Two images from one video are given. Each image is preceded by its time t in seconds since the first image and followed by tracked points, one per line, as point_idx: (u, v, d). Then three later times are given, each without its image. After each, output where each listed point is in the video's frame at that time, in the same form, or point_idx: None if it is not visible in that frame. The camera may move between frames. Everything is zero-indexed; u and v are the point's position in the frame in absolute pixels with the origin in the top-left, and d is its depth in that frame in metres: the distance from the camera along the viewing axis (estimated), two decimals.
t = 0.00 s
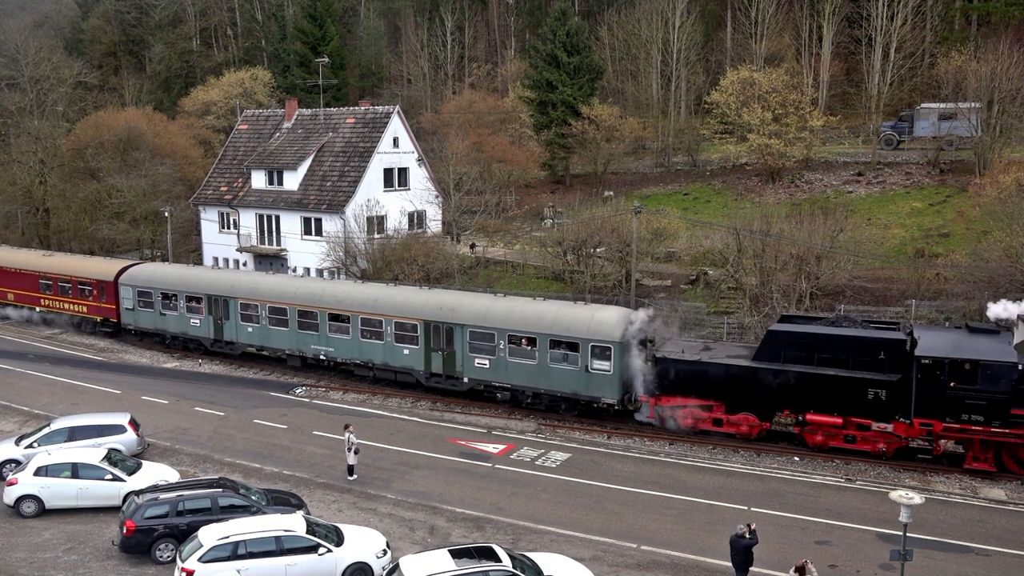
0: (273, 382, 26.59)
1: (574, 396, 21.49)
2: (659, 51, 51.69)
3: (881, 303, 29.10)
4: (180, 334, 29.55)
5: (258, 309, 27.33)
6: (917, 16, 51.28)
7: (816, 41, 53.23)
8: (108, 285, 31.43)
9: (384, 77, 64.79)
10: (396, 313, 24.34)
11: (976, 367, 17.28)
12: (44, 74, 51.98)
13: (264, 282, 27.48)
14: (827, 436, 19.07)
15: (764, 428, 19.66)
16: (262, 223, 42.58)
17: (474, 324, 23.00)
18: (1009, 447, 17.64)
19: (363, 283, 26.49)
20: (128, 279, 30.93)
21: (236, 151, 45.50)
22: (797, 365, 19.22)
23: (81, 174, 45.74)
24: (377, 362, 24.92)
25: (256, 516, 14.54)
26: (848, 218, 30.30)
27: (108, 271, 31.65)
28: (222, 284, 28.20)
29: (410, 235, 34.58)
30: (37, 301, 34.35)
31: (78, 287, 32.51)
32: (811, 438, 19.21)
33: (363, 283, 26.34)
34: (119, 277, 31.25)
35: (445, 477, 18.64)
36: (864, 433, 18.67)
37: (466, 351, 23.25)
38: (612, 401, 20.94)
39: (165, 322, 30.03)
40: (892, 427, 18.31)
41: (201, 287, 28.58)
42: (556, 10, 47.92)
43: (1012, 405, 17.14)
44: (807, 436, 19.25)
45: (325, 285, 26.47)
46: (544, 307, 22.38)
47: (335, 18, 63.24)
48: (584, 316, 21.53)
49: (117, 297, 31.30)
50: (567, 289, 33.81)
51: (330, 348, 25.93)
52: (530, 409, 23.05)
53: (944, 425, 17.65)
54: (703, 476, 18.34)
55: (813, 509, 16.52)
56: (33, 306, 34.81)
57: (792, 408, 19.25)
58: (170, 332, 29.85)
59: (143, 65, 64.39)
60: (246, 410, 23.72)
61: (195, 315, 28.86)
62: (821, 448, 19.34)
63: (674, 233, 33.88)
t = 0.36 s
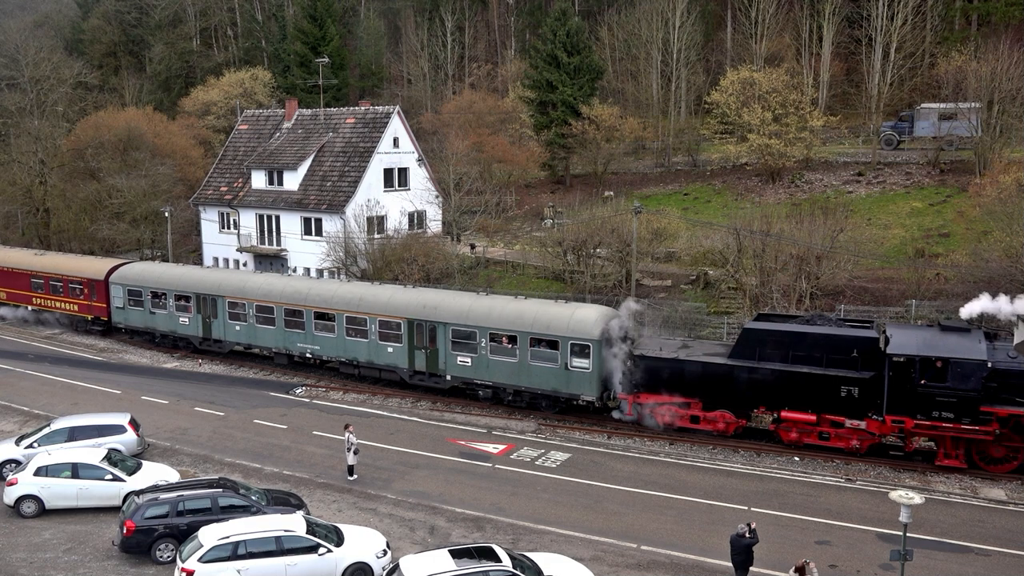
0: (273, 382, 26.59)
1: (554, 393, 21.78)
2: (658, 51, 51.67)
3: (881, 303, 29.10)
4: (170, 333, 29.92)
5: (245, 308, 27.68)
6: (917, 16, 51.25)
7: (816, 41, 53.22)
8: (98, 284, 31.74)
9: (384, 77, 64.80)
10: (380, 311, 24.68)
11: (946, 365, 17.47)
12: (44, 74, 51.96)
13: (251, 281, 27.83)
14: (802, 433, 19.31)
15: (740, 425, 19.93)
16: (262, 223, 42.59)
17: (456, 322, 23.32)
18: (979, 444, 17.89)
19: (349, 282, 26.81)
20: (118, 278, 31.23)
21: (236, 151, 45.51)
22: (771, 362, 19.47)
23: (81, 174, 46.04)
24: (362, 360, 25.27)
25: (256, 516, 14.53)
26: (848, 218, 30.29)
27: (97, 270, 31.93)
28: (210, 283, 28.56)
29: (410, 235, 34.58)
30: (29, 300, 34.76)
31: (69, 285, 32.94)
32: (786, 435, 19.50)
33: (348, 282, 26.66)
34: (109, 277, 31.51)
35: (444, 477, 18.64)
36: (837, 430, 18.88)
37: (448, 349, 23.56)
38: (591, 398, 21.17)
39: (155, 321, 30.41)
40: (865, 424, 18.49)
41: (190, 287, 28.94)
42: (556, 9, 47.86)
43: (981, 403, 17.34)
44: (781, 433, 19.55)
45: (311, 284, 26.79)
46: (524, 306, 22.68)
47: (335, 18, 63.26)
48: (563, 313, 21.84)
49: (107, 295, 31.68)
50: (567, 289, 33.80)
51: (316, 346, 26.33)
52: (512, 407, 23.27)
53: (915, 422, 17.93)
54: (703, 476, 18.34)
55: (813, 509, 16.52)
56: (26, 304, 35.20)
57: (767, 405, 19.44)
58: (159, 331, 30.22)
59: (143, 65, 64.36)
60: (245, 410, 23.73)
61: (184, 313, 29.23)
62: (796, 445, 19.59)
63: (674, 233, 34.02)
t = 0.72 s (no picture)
0: (273, 382, 26.59)
1: (534, 390, 22.14)
2: (658, 52, 51.68)
3: (881, 303, 29.10)
4: (159, 331, 30.28)
5: (232, 306, 28.01)
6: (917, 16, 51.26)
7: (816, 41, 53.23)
8: (88, 283, 32.09)
9: (384, 77, 64.81)
10: (364, 310, 25.03)
11: (916, 363, 17.70)
12: (44, 74, 51.95)
13: (237, 280, 28.15)
14: (776, 429, 19.46)
15: (716, 422, 20.09)
16: (262, 223, 42.59)
17: (438, 320, 23.66)
18: (950, 440, 18.07)
19: (333, 280, 27.12)
20: (107, 277, 31.53)
21: (236, 151, 45.51)
22: (745, 359, 19.63)
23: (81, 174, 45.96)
24: (346, 358, 25.63)
25: (256, 516, 14.53)
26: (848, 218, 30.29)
27: (88, 269, 32.26)
28: (198, 282, 28.90)
29: (410, 235, 34.59)
30: (20, 297, 35.12)
31: (59, 284, 33.27)
32: (761, 432, 19.65)
33: (333, 280, 26.96)
34: (99, 275, 31.85)
35: (444, 477, 18.64)
36: (810, 426, 19.02)
37: (431, 347, 23.91)
38: (570, 396, 21.52)
39: (144, 319, 30.77)
40: (838, 421, 18.67)
41: (178, 286, 29.29)
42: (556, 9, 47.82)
43: (951, 400, 17.60)
44: (757, 430, 19.70)
45: (297, 283, 27.11)
46: (505, 304, 23.01)
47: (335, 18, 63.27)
48: (543, 312, 22.17)
49: (97, 294, 31.98)
50: (567, 290, 33.80)
51: (302, 344, 26.67)
52: (493, 404, 23.63)
53: (886, 418, 18.19)
54: (703, 476, 18.33)
55: (813, 509, 16.52)
56: (16, 302, 35.59)
57: (742, 402, 19.59)
58: (149, 329, 30.58)
59: (143, 65, 64.34)
60: (245, 410, 23.73)
61: (172, 312, 29.57)
62: (772, 442, 19.70)
63: (674, 233, 34.11)
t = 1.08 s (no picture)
0: (273, 382, 26.58)
1: (514, 387, 22.38)
2: (658, 52, 51.69)
3: (881, 303, 29.11)
4: (148, 329, 30.63)
5: (219, 304, 28.30)
6: (917, 16, 51.28)
7: (815, 41, 53.25)
8: (78, 281, 32.40)
9: (384, 77, 64.83)
10: (348, 308, 25.26)
11: (885, 360, 17.81)
12: (44, 74, 51.96)
13: (224, 279, 28.41)
14: (751, 426, 19.73)
15: (693, 419, 20.35)
16: (262, 223, 42.59)
17: (419, 318, 23.92)
18: (920, 436, 18.24)
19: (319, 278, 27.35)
20: (98, 275, 31.88)
21: (236, 151, 45.50)
22: (719, 356, 19.75)
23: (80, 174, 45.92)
24: (331, 356, 25.89)
25: (256, 515, 14.53)
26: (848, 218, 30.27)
27: (79, 267, 32.55)
28: (186, 280, 29.21)
29: (410, 235, 34.58)
30: (12, 297, 35.57)
31: (51, 282, 33.50)
32: (736, 429, 19.88)
33: (318, 278, 27.19)
34: (89, 274, 32.17)
35: (444, 477, 18.63)
36: (784, 423, 19.24)
37: (413, 345, 24.16)
38: (549, 392, 21.76)
39: (134, 317, 31.13)
40: (811, 418, 18.86)
41: (166, 284, 29.60)
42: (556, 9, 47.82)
43: (921, 397, 17.68)
44: (731, 427, 19.91)
45: (283, 281, 27.36)
46: (486, 302, 23.23)
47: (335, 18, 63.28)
48: (523, 310, 22.36)
49: (88, 292, 32.26)
50: (567, 290, 33.80)
51: (287, 342, 26.92)
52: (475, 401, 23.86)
53: (858, 415, 18.25)
54: (703, 476, 18.33)
55: (813, 509, 16.52)
56: (8, 301, 36.00)
57: (718, 399, 19.74)
58: (139, 327, 30.94)
59: (143, 65, 64.33)
60: (245, 410, 23.73)
61: (161, 310, 29.89)
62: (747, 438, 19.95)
63: (674, 233, 34.16)
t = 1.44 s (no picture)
0: (274, 382, 26.58)
1: (493, 384, 22.67)
2: (658, 51, 51.71)
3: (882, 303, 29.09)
4: (138, 327, 31.04)
5: (207, 302, 28.66)
6: (917, 16, 51.28)
7: (815, 41, 53.24)
8: (69, 280, 32.96)
9: (384, 76, 64.83)
10: (332, 306, 25.58)
11: (855, 357, 18.14)
12: (44, 74, 51.94)
13: (211, 277, 28.78)
14: (725, 423, 20.02)
15: (668, 415, 20.60)
16: (262, 223, 42.60)
17: (402, 316, 24.23)
18: (890, 434, 18.61)
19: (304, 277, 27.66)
20: (88, 274, 32.37)
21: (236, 151, 45.51)
22: (694, 354, 20.07)
23: (80, 174, 45.86)
24: (316, 353, 26.22)
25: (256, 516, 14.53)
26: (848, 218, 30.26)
27: (70, 267, 33.00)
28: (174, 278, 29.57)
29: (410, 235, 34.57)
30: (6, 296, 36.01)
31: (42, 281, 34.11)
32: (710, 425, 20.17)
33: (303, 277, 27.51)
34: (79, 273, 32.64)
35: (444, 477, 18.63)
36: (757, 419, 19.54)
37: (395, 343, 24.49)
38: (527, 389, 22.05)
39: (124, 315, 31.53)
40: (783, 414, 19.15)
41: (154, 282, 29.99)
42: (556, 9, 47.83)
43: (890, 394, 17.99)
44: (706, 423, 20.21)
45: (269, 280, 27.69)
46: (466, 300, 23.53)
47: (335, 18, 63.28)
48: (502, 308, 22.67)
49: (79, 291, 32.82)
50: (567, 290, 33.81)
51: (273, 340, 27.26)
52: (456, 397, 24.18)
53: (828, 412, 18.57)
54: (703, 476, 18.33)
55: (813, 509, 16.52)
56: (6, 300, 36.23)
57: (693, 396, 20.07)
58: (128, 325, 31.35)
59: (143, 65, 64.32)
60: (246, 410, 23.72)
61: (150, 308, 30.30)
62: (721, 435, 20.29)
63: (674, 233, 34.23)
